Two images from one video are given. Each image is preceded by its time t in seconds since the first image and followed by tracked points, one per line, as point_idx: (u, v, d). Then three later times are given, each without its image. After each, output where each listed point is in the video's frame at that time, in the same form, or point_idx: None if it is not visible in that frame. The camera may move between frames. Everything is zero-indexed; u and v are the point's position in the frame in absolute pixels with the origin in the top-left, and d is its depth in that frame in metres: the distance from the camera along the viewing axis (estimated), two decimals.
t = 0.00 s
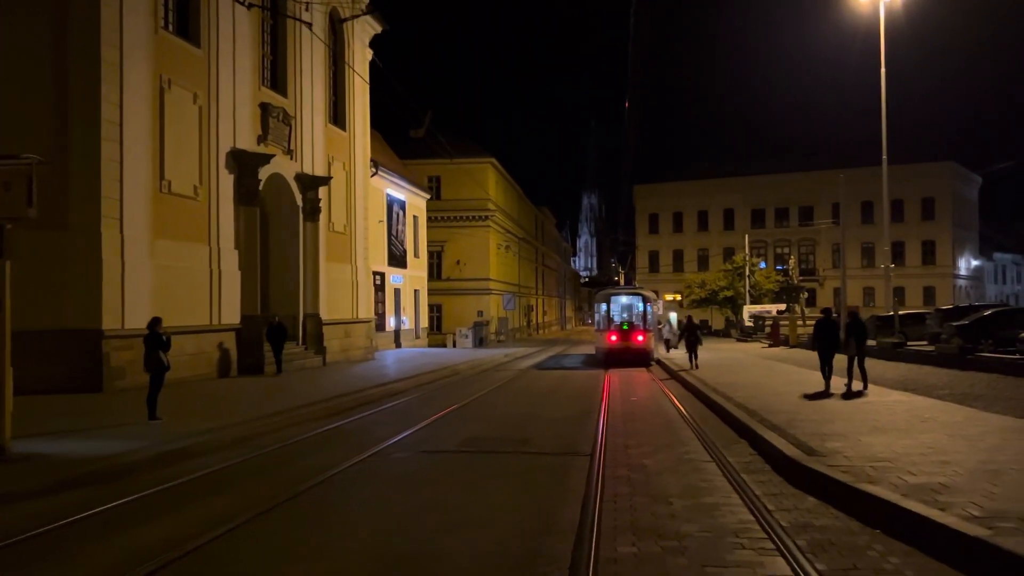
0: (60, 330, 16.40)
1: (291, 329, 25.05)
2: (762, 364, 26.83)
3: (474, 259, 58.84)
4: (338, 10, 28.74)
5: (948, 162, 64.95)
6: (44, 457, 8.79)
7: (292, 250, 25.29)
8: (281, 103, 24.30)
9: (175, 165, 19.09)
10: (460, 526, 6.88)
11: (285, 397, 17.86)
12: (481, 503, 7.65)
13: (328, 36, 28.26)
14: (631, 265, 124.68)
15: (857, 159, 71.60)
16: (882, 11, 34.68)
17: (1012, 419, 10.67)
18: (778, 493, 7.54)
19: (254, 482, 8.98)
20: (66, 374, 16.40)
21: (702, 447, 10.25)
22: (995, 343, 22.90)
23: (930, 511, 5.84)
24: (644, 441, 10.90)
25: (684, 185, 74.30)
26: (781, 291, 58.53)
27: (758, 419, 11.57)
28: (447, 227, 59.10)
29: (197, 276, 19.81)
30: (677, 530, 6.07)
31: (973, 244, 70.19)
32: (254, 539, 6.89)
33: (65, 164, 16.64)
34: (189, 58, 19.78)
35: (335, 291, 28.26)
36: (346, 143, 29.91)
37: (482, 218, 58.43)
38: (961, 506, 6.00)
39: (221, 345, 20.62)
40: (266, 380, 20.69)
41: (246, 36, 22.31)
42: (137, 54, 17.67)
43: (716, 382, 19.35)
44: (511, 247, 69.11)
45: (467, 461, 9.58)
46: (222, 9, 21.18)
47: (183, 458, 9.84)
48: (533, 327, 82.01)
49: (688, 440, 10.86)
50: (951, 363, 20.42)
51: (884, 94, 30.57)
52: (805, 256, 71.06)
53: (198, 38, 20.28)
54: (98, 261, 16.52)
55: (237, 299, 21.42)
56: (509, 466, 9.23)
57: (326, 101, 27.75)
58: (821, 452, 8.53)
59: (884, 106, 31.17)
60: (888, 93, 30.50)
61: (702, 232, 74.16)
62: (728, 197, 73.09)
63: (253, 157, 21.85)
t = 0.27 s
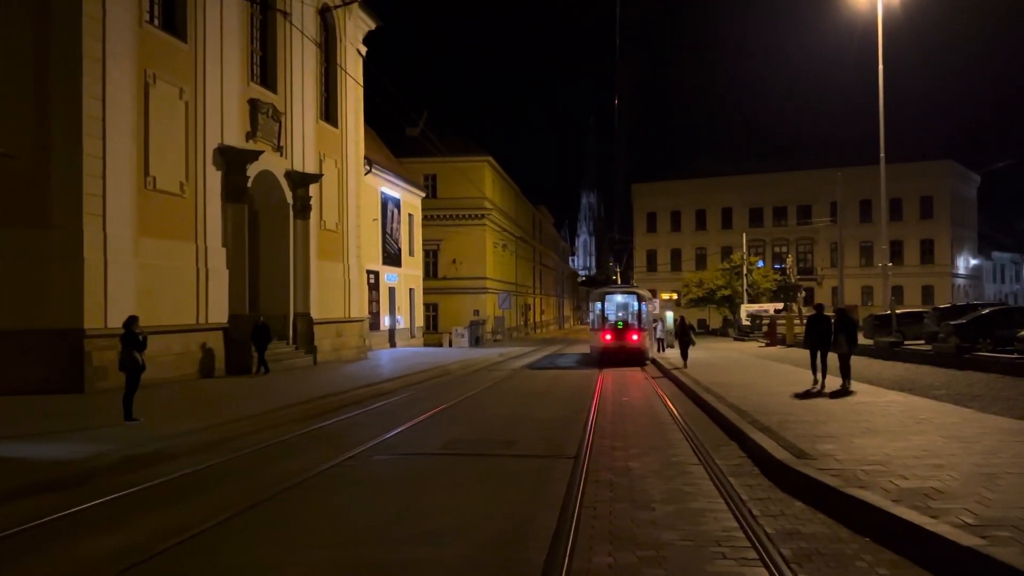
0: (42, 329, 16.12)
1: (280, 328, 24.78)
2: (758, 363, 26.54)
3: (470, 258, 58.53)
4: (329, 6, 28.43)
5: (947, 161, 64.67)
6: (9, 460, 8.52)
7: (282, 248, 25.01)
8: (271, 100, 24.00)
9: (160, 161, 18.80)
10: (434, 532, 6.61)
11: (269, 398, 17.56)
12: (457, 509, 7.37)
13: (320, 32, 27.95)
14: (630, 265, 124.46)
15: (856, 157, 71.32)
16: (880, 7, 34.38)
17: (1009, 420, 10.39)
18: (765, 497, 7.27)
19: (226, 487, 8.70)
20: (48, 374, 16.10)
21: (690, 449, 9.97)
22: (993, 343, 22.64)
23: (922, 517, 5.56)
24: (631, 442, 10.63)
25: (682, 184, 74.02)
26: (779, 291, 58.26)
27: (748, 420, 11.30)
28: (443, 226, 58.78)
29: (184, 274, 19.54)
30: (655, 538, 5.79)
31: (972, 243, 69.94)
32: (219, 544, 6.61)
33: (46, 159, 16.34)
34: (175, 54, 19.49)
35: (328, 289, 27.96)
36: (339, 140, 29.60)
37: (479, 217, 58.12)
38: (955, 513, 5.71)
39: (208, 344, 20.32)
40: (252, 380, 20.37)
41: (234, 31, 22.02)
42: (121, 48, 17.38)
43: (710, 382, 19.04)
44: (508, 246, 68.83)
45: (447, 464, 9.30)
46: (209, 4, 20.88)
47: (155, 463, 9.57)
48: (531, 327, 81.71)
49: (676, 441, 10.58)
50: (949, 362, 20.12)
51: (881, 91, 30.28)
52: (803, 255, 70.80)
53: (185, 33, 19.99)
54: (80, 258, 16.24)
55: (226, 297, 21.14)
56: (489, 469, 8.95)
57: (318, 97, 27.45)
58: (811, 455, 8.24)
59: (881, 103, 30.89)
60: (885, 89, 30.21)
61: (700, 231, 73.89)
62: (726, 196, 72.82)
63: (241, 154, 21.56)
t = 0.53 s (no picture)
0: (22, 330, 15.83)
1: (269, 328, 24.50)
2: (753, 364, 26.25)
3: (467, 257, 58.22)
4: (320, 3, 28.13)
5: (945, 160, 64.45)
6: None
7: (271, 248, 24.72)
8: (260, 97, 23.71)
9: (146, 160, 18.50)
10: (404, 544, 6.33)
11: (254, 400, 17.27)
12: (432, 518, 7.08)
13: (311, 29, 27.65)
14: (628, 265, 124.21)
15: (854, 157, 71.08)
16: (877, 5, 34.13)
17: (1007, 424, 10.10)
18: (751, 507, 6.97)
19: (195, 495, 8.41)
20: (27, 375, 15.80)
21: (677, 454, 9.69)
22: (990, 343, 22.37)
23: (912, 530, 5.28)
24: (617, 446, 10.34)
25: (680, 183, 73.75)
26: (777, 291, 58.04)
27: (738, 424, 11.01)
28: (439, 226, 58.46)
29: (169, 274, 19.24)
30: (634, 552, 5.52)
31: (970, 243, 69.70)
32: (180, 555, 6.33)
33: (26, 157, 16.05)
34: (161, 50, 19.20)
35: (319, 290, 27.61)
36: (330, 139, 29.27)
37: (475, 217, 57.80)
38: (948, 526, 5.43)
39: (196, 344, 20.05)
40: (241, 381, 20.10)
41: (223, 28, 21.72)
42: (104, 45, 17.09)
43: (703, 383, 18.71)
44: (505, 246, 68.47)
45: (426, 470, 9.01)
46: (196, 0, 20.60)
47: (125, 471, 9.28)
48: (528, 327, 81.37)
49: (664, 446, 10.29)
50: (947, 364, 19.84)
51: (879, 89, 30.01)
52: (801, 255, 70.53)
53: (172, 30, 19.70)
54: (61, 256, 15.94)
55: (214, 297, 20.86)
56: (469, 476, 8.65)
57: (309, 96, 27.15)
58: (801, 462, 7.95)
59: (879, 101, 30.62)
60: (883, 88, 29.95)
61: (698, 230, 73.61)
62: (723, 195, 72.54)
63: (229, 152, 21.26)
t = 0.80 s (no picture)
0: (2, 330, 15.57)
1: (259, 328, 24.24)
2: (748, 364, 25.99)
3: (463, 257, 57.94)
4: None
5: (943, 160, 64.25)
6: None
7: (261, 247, 24.47)
8: (249, 95, 23.44)
9: (131, 158, 18.25)
10: (373, 555, 6.08)
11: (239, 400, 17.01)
12: (404, 528, 6.83)
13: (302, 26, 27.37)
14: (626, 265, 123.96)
15: (852, 156, 70.84)
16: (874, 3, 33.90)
17: (1003, 426, 9.84)
18: (736, 514, 6.71)
19: (164, 502, 8.16)
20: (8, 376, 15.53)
21: (663, 457, 9.42)
22: (987, 344, 22.15)
23: (900, 540, 5.03)
24: (603, 449, 10.08)
25: (678, 183, 73.53)
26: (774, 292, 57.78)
27: (728, 426, 10.74)
28: (435, 225, 58.18)
29: (156, 274, 19.00)
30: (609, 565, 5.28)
31: (968, 243, 69.51)
32: (139, 565, 6.07)
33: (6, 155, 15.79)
34: (147, 47, 18.94)
35: (311, 290, 27.33)
36: (322, 137, 29.00)
37: (471, 216, 57.52)
38: (938, 535, 5.17)
39: (185, 345, 19.84)
40: (228, 382, 19.85)
41: (211, 25, 21.45)
42: (87, 42, 16.83)
43: (696, 384, 18.45)
44: (501, 246, 68.20)
45: (404, 474, 8.75)
46: None
47: (95, 477, 9.03)
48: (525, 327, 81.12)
49: (650, 449, 10.03)
50: (944, 364, 19.60)
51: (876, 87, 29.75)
52: (799, 255, 70.30)
53: (158, 26, 19.44)
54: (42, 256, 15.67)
55: (202, 296, 20.63)
56: (447, 481, 8.39)
57: (300, 94, 26.88)
58: (788, 466, 7.69)
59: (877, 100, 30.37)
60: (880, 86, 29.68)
61: (695, 230, 73.38)
62: (721, 195, 72.30)
63: (217, 150, 20.99)
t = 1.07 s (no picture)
0: None
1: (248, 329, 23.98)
2: (742, 365, 25.74)
3: (458, 257, 57.65)
4: None
5: (941, 160, 64.01)
6: None
7: (250, 246, 24.21)
8: (237, 92, 23.18)
9: (115, 156, 17.99)
10: (332, 565, 5.82)
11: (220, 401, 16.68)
12: (368, 536, 6.52)
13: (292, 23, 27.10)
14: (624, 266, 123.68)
15: (850, 156, 70.59)
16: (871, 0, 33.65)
17: (997, 429, 9.57)
18: (715, 521, 6.45)
19: (124, 509, 7.88)
20: None
21: (646, 461, 9.14)
22: (984, 344, 21.89)
23: (880, 551, 4.77)
24: (585, 452, 9.80)
25: (675, 182, 73.28)
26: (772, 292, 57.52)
27: (715, 428, 10.46)
28: (431, 225, 57.90)
29: (141, 273, 18.74)
30: None
31: (966, 243, 69.26)
32: None
33: None
34: (131, 43, 18.67)
35: (301, 290, 27.05)
36: (313, 136, 28.73)
37: (466, 216, 57.24)
38: (922, 545, 4.91)
39: (173, 345, 19.63)
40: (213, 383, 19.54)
41: (198, 21, 21.17)
42: (67, 38, 16.56)
43: (688, 385, 18.17)
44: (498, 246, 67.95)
45: (376, 480, 8.48)
46: None
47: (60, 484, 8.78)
48: (521, 328, 80.85)
49: (633, 453, 9.75)
50: (939, 364, 19.34)
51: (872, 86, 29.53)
52: (797, 254, 70.05)
53: (142, 22, 19.16)
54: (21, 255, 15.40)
55: (188, 297, 20.39)
56: (419, 486, 8.11)
57: (290, 91, 26.61)
58: (772, 471, 7.41)
59: (873, 98, 30.14)
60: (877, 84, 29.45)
61: (692, 230, 73.14)
62: (718, 195, 72.06)
63: (203, 148, 20.71)
